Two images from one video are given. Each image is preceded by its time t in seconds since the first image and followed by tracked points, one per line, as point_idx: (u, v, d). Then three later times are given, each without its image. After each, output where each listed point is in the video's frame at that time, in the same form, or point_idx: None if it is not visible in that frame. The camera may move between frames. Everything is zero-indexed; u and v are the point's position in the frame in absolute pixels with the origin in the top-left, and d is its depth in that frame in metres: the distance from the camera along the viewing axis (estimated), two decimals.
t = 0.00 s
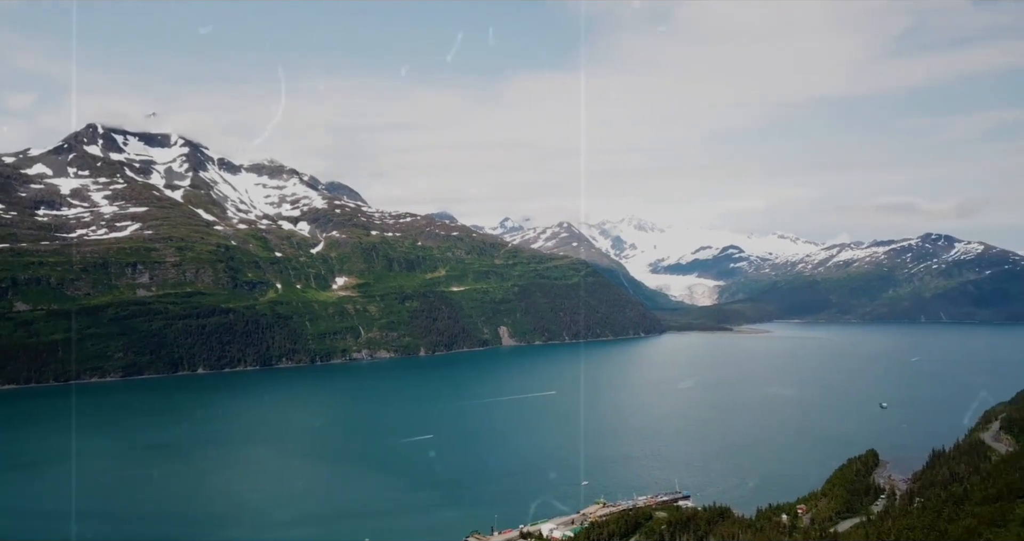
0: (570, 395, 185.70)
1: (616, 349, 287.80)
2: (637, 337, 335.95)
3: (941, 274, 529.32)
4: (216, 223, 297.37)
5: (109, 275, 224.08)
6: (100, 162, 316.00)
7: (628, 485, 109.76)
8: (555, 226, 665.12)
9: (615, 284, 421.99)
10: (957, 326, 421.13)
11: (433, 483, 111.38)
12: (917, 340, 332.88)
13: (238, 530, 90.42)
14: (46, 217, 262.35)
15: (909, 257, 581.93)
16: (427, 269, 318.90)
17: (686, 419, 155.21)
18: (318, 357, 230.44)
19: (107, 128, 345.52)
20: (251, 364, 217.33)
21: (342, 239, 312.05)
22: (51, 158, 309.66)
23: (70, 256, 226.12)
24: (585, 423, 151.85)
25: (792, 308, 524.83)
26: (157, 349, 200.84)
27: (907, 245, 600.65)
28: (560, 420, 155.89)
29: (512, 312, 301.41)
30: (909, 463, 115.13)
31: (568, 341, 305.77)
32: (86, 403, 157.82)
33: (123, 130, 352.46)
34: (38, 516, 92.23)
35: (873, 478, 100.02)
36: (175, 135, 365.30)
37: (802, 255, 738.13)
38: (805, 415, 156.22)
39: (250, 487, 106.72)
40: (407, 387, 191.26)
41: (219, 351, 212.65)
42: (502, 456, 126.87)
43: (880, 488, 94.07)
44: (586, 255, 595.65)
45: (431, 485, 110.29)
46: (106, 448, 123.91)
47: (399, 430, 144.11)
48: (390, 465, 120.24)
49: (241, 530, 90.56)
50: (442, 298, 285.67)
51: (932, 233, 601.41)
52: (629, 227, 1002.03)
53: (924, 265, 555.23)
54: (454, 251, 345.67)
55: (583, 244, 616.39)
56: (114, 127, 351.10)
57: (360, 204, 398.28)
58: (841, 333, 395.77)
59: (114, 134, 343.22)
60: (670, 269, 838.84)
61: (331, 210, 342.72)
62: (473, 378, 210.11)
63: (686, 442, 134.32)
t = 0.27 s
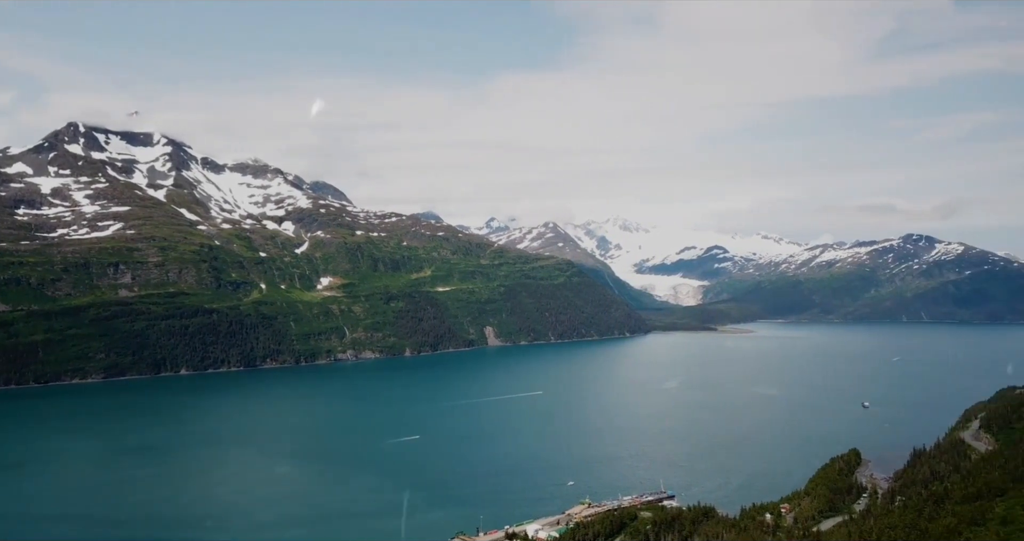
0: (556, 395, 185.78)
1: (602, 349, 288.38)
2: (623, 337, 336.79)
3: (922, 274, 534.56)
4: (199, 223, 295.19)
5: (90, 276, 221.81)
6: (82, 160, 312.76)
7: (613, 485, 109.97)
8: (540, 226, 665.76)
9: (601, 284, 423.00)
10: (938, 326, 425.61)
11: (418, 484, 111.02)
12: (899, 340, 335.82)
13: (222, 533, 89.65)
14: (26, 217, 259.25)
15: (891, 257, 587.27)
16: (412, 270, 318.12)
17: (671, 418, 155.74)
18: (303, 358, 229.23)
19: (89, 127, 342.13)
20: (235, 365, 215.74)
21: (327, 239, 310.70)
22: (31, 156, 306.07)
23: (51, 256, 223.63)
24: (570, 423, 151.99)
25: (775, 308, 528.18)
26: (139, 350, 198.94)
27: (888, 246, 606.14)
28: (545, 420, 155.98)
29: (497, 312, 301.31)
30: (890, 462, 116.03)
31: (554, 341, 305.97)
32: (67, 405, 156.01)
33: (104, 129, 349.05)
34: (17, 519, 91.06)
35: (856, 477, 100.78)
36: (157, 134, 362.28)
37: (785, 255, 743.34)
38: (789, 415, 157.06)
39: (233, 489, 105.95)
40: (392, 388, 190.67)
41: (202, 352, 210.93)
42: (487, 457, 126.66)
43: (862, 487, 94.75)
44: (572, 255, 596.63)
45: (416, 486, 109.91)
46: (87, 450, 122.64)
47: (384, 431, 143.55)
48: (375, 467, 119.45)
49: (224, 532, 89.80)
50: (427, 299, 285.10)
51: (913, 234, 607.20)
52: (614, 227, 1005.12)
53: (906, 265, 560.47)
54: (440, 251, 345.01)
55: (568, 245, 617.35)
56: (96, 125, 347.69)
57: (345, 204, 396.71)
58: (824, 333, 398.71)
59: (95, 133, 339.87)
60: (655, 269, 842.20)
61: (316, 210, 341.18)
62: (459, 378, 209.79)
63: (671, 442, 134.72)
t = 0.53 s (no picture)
0: (549, 395, 185.61)
1: (594, 350, 288.49)
2: (615, 337, 337.08)
3: (912, 274, 537.19)
4: (190, 223, 293.89)
5: (81, 276, 220.38)
6: (72, 160, 310.82)
7: (606, 486, 109.91)
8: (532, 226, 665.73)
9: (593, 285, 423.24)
10: (928, 326, 427.85)
11: (411, 485, 110.63)
12: (890, 340, 337.24)
13: (212, 535, 89.06)
14: (15, 217, 257.39)
15: (882, 258, 589.97)
16: (405, 270, 317.48)
17: (664, 419, 155.81)
18: (295, 358, 228.47)
19: (79, 126, 340.06)
20: (227, 365, 214.72)
21: (319, 239, 309.89)
22: (20, 156, 304.01)
23: (40, 257, 222.09)
24: (563, 424, 151.90)
25: (767, 308, 529.77)
26: (130, 351, 197.75)
27: (879, 246, 608.73)
28: (538, 421, 155.80)
29: (490, 312, 301.08)
30: (881, 461, 116.31)
31: (547, 341, 305.89)
32: (57, 406, 154.84)
33: (95, 128, 346.98)
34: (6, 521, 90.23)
35: (847, 477, 101.00)
36: (148, 133, 360.62)
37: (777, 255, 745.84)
38: (781, 414, 157.42)
39: (225, 490, 105.34)
40: (385, 388, 190.20)
41: (194, 353, 209.81)
42: (480, 458, 126.51)
43: (854, 487, 94.90)
44: (564, 256, 596.90)
45: (409, 487, 109.55)
46: (77, 451, 121.76)
47: (377, 432, 143.11)
48: (368, 468, 119.05)
49: (215, 534, 89.24)
50: (420, 299, 284.72)
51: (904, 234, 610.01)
52: (606, 227, 1006.55)
53: (896, 266, 562.99)
54: (433, 251, 344.57)
55: (561, 245, 617.43)
56: (86, 125, 345.58)
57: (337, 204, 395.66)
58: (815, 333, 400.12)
59: (85, 133, 337.84)
60: (647, 269, 843.62)
61: (308, 210, 340.21)
62: (452, 379, 209.51)
63: (664, 442, 134.72)
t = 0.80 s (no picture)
0: (545, 396, 185.59)
1: (591, 350, 288.48)
2: (612, 337, 337.15)
3: (909, 274, 538.36)
4: (186, 223, 293.58)
5: (77, 276, 219.90)
6: (68, 160, 310.05)
7: (603, 487, 109.87)
8: (530, 226, 665.59)
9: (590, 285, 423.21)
10: (924, 326, 429.08)
11: (407, 486, 110.44)
12: (886, 340, 337.78)
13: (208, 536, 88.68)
14: (11, 216, 256.74)
15: (878, 258, 591.06)
16: (402, 270, 317.19)
17: (660, 419, 155.82)
18: (292, 358, 228.19)
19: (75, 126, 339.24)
20: (223, 366, 214.34)
21: (316, 239, 309.60)
22: (16, 156, 303.27)
23: (36, 257, 221.63)
24: (560, 424, 151.94)
25: (764, 308, 530.40)
26: (127, 351, 197.29)
27: (875, 246, 609.87)
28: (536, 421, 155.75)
29: (487, 313, 300.96)
30: (878, 462, 116.42)
31: (544, 341, 305.79)
32: (53, 407, 154.42)
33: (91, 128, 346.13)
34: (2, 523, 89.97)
35: (844, 477, 101.14)
36: (144, 133, 359.96)
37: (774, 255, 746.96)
38: (777, 415, 157.58)
39: (222, 491, 105.01)
40: (382, 388, 190.13)
41: (190, 353, 209.29)
42: (477, 458, 126.44)
43: (850, 487, 95.01)
44: (562, 256, 596.96)
45: (406, 488, 109.33)
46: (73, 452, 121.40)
47: (373, 432, 142.94)
48: (365, 469, 118.76)
49: (211, 536, 88.87)
50: (417, 299, 284.50)
51: (900, 235, 611.24)
52: (603, 227, 1007.14)
53: (892, 266, 564.40)
54: (430, 251, 344.41)
55: (558, 245, 617.56)
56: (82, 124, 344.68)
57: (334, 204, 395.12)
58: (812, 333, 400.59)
59: (82, 133, 337.02)
60: (644, 269, 844.19)
61: (305, 210, 339.81)
62: (449, 379, 209.46)
63: (661, 442, 134.74)
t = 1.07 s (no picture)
0: (542, 396, 185.63)
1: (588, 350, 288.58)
2: (609, 338, 337.25)
3: (904, 274, 539.63)
4: (182, 223, 293.19)
5: (72, 277, 219.44)
6: (63, 160, 309.34)
7: (600, 487, 109.84)
8: (526, 226, 665.49)
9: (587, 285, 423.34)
10: (920, 326, 430.26)
11: (405, 487, 110.25)
12: (883, 340, 338.37)
13: (204, 538, 88.42)
14: (6, 217, 256.17)
15: (874, 258, 592.31)
16: (399, 270, 316.92)
17: (658, 419, 155.84)
18: (289, 359, 227.84)
19: (71, 127, 338.58)
20: (220, 367, 213.88)
21: (312, 240, 309.30)
22: (11, 156, 302.61)
23: (32, 258, 221.23)
24: (557, 424, 151.93)
25: (760, 308, 531.12)
26: (122, 352, 196.79)
27: (871, 246, 611.11)
28: (533, 422, 155.69)
29: (484, 313, 300.87)
30: (874, 462, 116.56)
31: (541, 342, 305.76)
32: (48, 408, 153.98)
33: (86, 129, 345.46)
34: None
35: (840, 477, 101.32)
36: (140, 134, 359.35)
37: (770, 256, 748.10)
38: (774, 415, 157.69)
39: (218, 492, 104.79)
40: (379, 389, 190.00)
41: (186, 354, 208.84)
42: (474, 459, 126.36)
43: (847, 487, 95.21)
44: (558, 256, 597.11)
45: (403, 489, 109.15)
46: (70, 454, 121.08)
47: (370, 433, 142.72)
48: (362, 469, 118.59)
49: (206, 537, 88.60)
50: (414, 300, 284.35)
51: (896, 235, 612.70)
52: (600, 228, 1007.73)
53: (888, 266, 565.80)
54: (427, 252, 344.23)
55: (554, 245, 617.79)
56: (77, 125, 343.92)
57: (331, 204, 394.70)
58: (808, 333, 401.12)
59: (77, 133, 336.34)
60: (640, 270, 844.86)
61: (301, 210, 339.50)
62: (446, 380, 209.43)
63: (658, 443, 134.74)
